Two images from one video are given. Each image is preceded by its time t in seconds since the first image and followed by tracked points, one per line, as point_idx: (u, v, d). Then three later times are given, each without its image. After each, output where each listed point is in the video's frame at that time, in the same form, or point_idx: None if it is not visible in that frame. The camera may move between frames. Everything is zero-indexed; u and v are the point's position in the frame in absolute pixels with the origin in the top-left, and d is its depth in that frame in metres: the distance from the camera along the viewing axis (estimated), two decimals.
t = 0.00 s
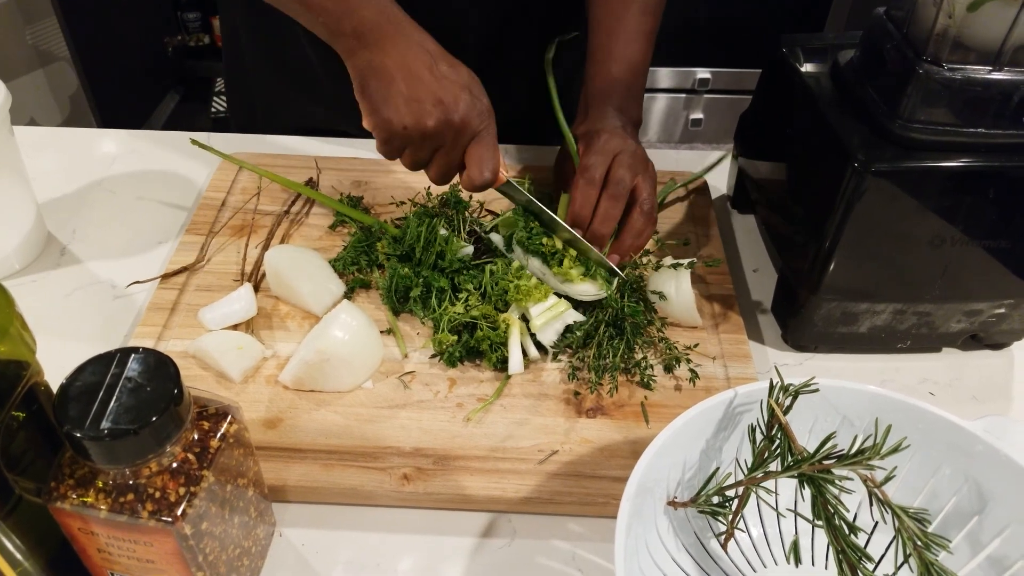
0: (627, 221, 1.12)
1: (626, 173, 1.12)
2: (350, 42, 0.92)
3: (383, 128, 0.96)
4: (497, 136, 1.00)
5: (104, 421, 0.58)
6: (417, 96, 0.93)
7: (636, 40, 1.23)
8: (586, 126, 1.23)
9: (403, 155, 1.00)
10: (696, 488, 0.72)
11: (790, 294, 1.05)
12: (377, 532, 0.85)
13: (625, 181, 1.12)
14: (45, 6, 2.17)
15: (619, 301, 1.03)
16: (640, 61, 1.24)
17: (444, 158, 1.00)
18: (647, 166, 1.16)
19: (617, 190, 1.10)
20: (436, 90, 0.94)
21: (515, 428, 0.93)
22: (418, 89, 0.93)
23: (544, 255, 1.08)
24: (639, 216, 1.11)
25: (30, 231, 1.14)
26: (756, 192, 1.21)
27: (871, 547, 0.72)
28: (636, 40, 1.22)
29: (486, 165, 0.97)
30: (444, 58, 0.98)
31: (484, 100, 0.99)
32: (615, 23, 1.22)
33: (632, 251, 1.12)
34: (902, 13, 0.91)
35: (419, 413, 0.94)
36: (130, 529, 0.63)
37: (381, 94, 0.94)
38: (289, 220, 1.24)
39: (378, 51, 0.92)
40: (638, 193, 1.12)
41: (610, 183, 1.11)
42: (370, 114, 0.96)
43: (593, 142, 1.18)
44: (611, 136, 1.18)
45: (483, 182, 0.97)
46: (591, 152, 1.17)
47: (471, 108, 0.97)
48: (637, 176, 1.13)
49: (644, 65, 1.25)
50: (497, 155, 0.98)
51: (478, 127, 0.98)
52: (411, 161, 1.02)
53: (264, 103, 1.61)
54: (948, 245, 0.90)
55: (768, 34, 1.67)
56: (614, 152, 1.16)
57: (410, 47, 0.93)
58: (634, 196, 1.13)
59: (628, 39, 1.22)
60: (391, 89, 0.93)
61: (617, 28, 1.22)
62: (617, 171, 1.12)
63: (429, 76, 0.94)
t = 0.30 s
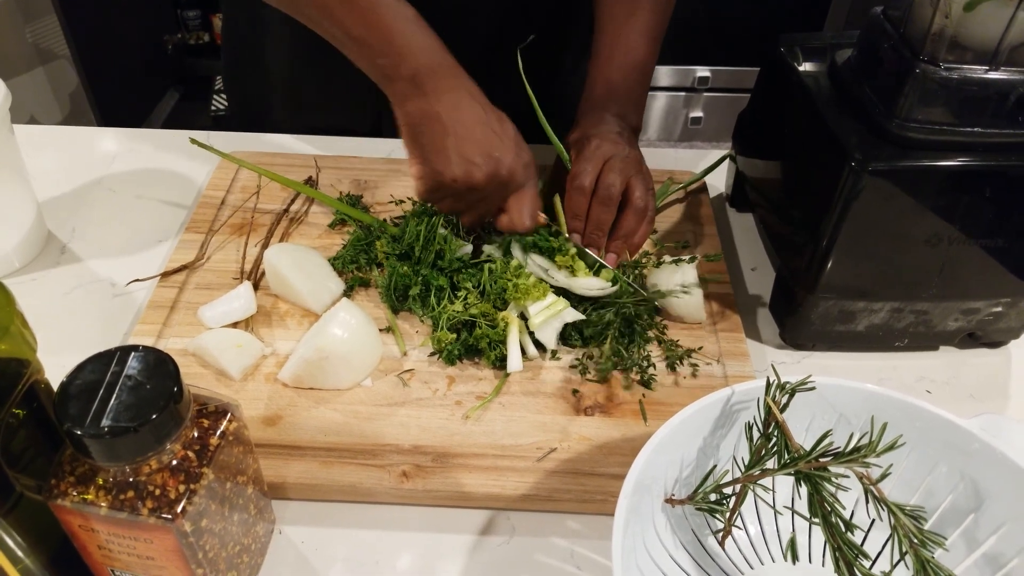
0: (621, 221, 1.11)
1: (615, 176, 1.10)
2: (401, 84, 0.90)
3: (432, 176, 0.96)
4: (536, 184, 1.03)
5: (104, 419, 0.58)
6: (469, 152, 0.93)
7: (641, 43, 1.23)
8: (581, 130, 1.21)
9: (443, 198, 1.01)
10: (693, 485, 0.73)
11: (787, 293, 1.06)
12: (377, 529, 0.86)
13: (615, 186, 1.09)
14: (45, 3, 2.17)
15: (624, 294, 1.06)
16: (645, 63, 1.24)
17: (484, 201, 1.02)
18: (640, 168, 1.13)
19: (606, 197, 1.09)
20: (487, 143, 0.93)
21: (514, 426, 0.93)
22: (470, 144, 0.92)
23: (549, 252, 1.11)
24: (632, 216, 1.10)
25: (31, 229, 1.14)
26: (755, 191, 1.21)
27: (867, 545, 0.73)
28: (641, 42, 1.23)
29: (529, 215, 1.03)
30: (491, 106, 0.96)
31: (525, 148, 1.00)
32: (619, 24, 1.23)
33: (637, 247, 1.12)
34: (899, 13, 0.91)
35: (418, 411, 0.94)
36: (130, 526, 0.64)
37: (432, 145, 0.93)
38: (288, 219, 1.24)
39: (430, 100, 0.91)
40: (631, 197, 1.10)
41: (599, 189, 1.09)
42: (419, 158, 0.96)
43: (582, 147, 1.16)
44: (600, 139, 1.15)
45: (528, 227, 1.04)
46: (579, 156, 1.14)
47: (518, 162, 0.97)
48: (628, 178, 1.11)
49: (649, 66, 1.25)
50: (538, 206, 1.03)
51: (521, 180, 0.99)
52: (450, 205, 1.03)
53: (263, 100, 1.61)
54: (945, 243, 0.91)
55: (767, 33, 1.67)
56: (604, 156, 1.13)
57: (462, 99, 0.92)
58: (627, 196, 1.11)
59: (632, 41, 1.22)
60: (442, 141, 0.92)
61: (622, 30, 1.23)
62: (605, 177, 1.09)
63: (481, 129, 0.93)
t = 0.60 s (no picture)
0: (624, 219, 1.13)
1: (618, 178, 1.10)
2: (384, 87, 0.96)
3: (414, 176, 1.03)
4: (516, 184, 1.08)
5: (108, 418, 0.58)
6: (450, 158, 0.99)
7: (644, 42, 1.23)
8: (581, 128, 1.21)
9: (422, 197, 1.08)
10: (697, 484, 0.72)
11: (790, 291, 1.06)
12: (381, 528, 0.86)
13: (619, 187, 1.10)
14: (46, 2, 2.17)
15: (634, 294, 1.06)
16: (648, 62, 1.24)
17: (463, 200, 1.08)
18: (642, 167, 1.14)
19: (610, 199, 1.10)
20: (469, 148, 1.00)
21: (518, 425, 0.93)
22: (453, 149, 0.99)
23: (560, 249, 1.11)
24: (636, 215, 1.12)
25: (33, 228, 1.14)
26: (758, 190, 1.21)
27: (872, 543, 0.73)
28: (645, 42, 1.23)
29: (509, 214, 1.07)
30: (473, 109, 1.02)
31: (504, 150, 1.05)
32: (624, 23, 1.23)
33: (642, 244, 1.15)
34: (902, 11, 0.91)
35: (421, 409, 0.94)
36: (135, 525, 0.64)
37: (417, 149, 0.99)
38: (291, 217, 1.24)
39: (412, 104, 0.96)
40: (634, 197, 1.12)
41: (602, 191, 1.10)
42: (401, 160, 1.02)
43: (584, 146, 1.16)
44: (602, 138, 1.15)
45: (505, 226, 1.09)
46: (581, 156, 1.14)
47: (497, 165, 1.03)
48: (631, 178, 1.12)
49: (652, 67, 1.25)
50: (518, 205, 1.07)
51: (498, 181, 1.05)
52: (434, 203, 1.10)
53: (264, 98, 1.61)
54: (949, 242, 0.90)
55: (768, 32, 1.67)
56: (607, 156, 1.13)
57: (444, 104, 0.97)
58: (631, 195, 1.12)
59: (635, 41, 1.22)
60: (424, 145, 0.98)
61: (626, 29, 1.23)
62: (609, 179, 1.10)
63: (464, 136, 0.99)
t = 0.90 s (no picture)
0: (629, 219, 1.13)
1: (622, 179, 1.11)
2: (360, 81, 1.01)
3: (387, 168, 1.06)
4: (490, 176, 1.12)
5: (112, 419, 0.58)
6: (423, 149, 1.03)
7: (643, 40, 1.22)
8: (582, 128, 1.21)
9: (400, 191, 1.11)
10: (702, 485, 0.72)
11: (793, 291, 1.05)
12: (385, 528, 0.85)
13: (623, 188, 1.11)
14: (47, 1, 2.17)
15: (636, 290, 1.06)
16: (646, 59, 1.24)
17: (437, 192, 1.12)
18: (644, 168, 1.15)
19: (615, 200, 1.11)
20: (441, 139, 1.03)
21: (521, 424, 0.93)
22: (426, 140, 1.02)
23: (556, 248, 1.12)
24: (640, 215, 1.12)
25: (35, 227, 1.14)
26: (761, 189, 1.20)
27: (877, 543, 0.72)
28: (643, 38, 1.22)
29: (480, 204, 1.12)
30: (448, 103, 1.06)
31: (479, 144, 1.09)
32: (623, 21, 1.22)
33: (644, 245, 1.15)
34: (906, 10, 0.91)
35: (424, 409, 0.94)
36: (138, 526, 0.63)
37: (391, 140, 1.03)
38: (293, 217, 1.24)
39: (386, 97, 1.01)
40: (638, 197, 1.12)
41: (607, 193, 1.11)
42: (376, 151, 1.06)
43: (587, 146, 1.16)
44: (605, 138, 1.16)
45: (476, 217, 1.14)
46: (584, 157, 1.15)
47: (470, 157, 1.06)
48: (635, 178, 1.12)
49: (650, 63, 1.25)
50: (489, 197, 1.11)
51: (470, 173, 1.08)
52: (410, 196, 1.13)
53: (265, 98, 1.61)
54: (953, 241, 0.90)
55: (769, 31, 1.67)
56: (610, 157, 1.14)
57: (417, 96, 1.01)
58: (635, 195, 1.13)
59: (634, 38, 1.22)
60: (396, 137, 1.02)
61: (624, 26, 1.23)
62: (613, 180, 1.11)
63: (436, 127, 1.02)
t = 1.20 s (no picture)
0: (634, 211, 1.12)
1: (621, 173, 1.10)
2: (319, 68, 0.99)
3: (346, 154, 1.05)
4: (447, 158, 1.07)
5: (109, 418, 0.57)
6: (379, 135, 1.02)
7: (636, 33, 1.23)
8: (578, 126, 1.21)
9: (361, 177, 1.10)
10: (701, 484, 0.72)
11: (793, 290, 1.05)
12: (384, 527, 0.85)
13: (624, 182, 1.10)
14: None
15: (637, 292, 1.05)
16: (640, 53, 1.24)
17: (398, 179, 1.11)
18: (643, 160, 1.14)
19: (616, 194, 1.10)
20: (398, 127, 1.01)
21: (520, 423, 0.93)
22: (381, 128, 1.01)
23: (549, 254, 1.09)
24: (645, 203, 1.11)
25: (33, 226, 1.14)
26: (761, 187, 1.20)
27: (877, 542, 0.72)
28: (636, 33, 1.23)
29: (437, 189, 1.08)
30: (407, 87, 1.03)
31: (435, 124, 1.04)
32: (614, 15, 1.23)
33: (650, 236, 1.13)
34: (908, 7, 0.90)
35: (423, 408, 0.94)
36: (136, 525, 0.63)
37: (349, 128, 1.02)
38: (292, 216, 1.24)
39: (343, 84, 1.00)
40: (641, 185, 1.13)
41: (607, 187, 1.10)
42: (336, 140, 1.05)
43: (583, 142, 1.16)
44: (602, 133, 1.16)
45: (435, 201, 1.10)
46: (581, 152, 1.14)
47: (427, 143, 1.03)
48: (635, 172, 1.12)
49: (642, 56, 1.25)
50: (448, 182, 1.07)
51: (428, 156, 1.05)
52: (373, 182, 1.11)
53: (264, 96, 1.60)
54: (954, 240, 0.90)
55: (770, 30, 1.67)
56: (608, 151, 1.14)
57: (373, 82, 1.00)
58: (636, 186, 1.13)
59: (627, 33, 1.22)
60: (355, 124, 1.02)
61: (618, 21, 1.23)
62: (612, 174, 1.10)
63: (394, 116, 1.01)
